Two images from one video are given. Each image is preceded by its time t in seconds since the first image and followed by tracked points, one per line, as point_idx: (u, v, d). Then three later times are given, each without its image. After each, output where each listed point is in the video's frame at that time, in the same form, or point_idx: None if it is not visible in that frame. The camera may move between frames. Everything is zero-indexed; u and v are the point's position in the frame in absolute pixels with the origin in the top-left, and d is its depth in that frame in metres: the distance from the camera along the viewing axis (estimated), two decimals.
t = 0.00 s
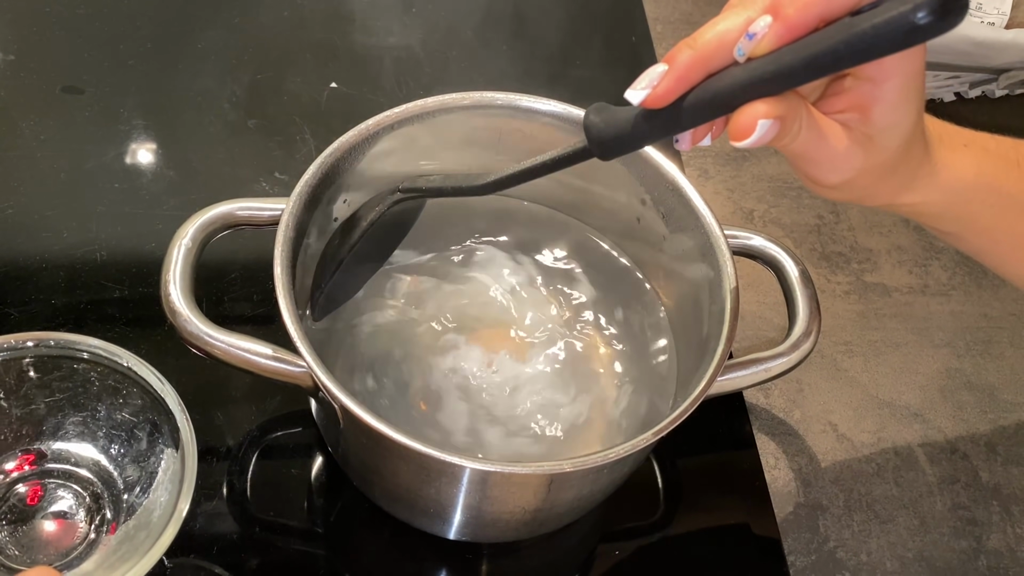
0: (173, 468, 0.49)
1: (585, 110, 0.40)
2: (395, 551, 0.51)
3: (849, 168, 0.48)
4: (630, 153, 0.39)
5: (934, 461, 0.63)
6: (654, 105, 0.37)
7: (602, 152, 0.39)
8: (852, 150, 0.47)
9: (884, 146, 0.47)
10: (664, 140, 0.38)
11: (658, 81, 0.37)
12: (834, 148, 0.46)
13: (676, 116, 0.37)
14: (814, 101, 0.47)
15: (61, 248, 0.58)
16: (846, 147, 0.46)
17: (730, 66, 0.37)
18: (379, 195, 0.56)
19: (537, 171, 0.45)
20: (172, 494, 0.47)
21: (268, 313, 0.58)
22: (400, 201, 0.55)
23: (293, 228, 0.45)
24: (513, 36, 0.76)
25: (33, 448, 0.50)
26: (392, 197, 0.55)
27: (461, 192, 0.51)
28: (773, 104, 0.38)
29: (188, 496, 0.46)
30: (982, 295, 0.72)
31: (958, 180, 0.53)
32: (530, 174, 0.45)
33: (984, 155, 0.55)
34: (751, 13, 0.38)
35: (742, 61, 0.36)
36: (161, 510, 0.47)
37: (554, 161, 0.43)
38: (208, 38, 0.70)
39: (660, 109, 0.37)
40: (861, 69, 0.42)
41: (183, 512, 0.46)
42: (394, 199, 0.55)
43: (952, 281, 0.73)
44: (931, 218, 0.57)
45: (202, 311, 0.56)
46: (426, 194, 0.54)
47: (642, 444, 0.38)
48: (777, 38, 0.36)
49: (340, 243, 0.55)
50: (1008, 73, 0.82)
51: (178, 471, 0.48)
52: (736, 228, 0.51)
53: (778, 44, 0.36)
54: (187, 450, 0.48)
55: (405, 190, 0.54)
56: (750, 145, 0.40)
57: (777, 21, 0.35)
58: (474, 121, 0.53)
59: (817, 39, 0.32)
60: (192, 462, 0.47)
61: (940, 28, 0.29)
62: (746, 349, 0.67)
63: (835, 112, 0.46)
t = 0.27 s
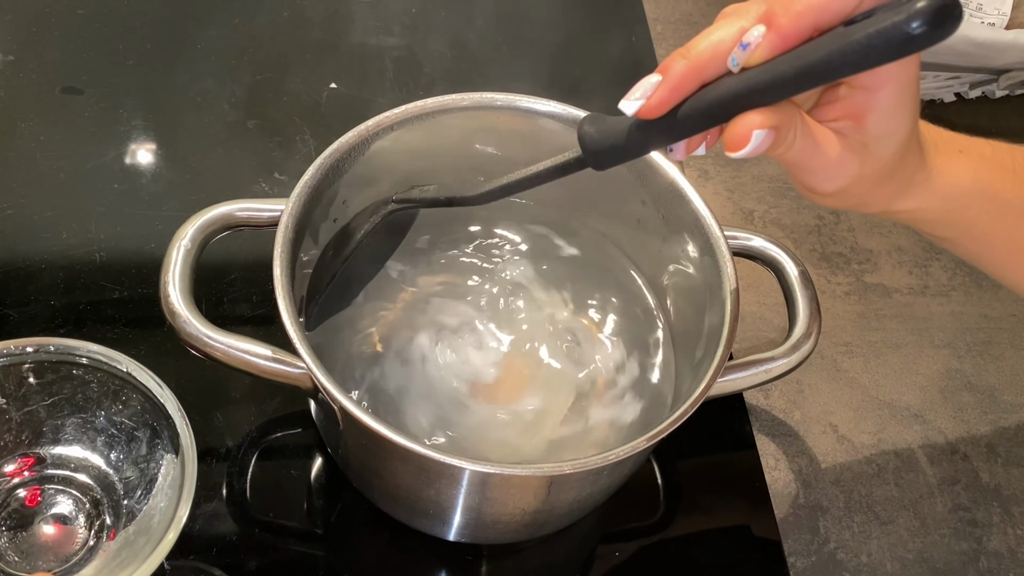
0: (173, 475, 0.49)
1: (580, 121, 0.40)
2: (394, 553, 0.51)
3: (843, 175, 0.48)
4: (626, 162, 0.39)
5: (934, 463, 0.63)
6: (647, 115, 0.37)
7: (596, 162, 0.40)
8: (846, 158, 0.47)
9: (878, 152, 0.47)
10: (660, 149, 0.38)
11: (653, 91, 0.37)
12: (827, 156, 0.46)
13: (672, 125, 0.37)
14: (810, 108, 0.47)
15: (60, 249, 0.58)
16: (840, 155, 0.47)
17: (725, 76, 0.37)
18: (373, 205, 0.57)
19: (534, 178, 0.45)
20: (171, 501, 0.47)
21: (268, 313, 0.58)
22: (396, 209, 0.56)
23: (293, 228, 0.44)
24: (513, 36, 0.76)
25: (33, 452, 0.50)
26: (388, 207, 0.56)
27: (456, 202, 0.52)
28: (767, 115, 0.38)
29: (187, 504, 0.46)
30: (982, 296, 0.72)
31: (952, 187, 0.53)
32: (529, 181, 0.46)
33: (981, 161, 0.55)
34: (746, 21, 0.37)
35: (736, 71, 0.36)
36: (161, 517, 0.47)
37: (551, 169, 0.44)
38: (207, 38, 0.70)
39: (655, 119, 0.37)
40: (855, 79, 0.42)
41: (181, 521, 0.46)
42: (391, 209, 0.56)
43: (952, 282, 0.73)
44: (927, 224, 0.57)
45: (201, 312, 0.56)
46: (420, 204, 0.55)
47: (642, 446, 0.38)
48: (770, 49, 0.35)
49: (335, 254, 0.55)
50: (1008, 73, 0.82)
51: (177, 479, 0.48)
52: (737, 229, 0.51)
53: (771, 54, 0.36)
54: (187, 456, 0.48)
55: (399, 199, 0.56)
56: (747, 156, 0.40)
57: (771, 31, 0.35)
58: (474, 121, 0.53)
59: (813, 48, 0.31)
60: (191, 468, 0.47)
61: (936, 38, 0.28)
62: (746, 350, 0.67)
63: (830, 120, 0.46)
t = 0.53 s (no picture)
0: (172, 475, 0.49)
1: (576, 125, 0.40)
2: (395, 553, 0.51)
3: (840, 178, 0.48)
4: (621, 167, 0.39)
5: (934, 463, 0.63)
6: (644, 119, 0.37)
7: (591, 167, 0.39)
8: (844, 161, 0.47)
9: (876, 155, 0.47)
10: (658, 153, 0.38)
11: (649, 95, 0.37)
12: (825, 160, 0.46)
13: (669, 130, 0.36)
14: (807, 112, 0.47)
15: (60, 248, 0.58)
16: (838, 158, 0.47)
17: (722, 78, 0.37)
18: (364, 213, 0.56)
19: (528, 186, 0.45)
20: (170, 501, 0.47)
21: (268, 313, 0.58)
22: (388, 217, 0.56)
23: (293, 228, 0.44)
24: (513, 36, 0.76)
25: (31, 453, 0.50)
26: (381, 213, 0.56)
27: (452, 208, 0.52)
28: (765, 119, 0.38)
29: (186, 505, 0.46)
30: (982, 296, 0.72)
31: (949, 189, 0.53)
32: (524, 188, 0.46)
33: (979, 163, 0.55)
34: (743, 25, 0.38)
35: (733, 74, 0.36)
36: (160, 516, 0.47)
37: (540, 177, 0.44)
38: (208, 38, 0.70)
39: (651, 123, 0.37)
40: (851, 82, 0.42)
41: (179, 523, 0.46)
42: (383, 215, 0.56)
43: (952, 282, 0.73)
44: (926, 226, 0.57)
45: (201, 312, 0.56)
46: (414, 209, 0.55)
47: (642, 445, 0.38)
48: (767, 51, 0.36)
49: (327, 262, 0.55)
50: (1008, 73, 0.82)
51: (176, 478, 0.48)
52: (736, 229, 0.51)
53: (768, 57, 0.36)
54: (186, 456, 0.48)
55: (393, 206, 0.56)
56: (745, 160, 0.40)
57: (768, 33, 0.36)
58: (474, 121, 0.53)
59: (811, 51, 0.31)
60: (190, 466, 0.48)
61: (934, 41, 0.28)
62: (746, 350, 0.67)
63: (827, 123, 0.46)
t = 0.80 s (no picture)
0: (175, 474, 0.49)
1: (577, 129, 0.40)
2: (395, 551, 0.51)
3: (845, 182, 0.48)
4: (624, 169, 0.39)
5: (934, 462, 0.63)
6: (646, 122, 0.37)
7: (595, 170, 0.39)
8: (847, 164, 0.47)
9: (879, 158, 0.47)
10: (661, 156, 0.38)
11: (651, 98, 0.37)
12: (829, 163, 0.46)
13: (672, 132, 0.37)
14: (809, 114, 0.47)
15: (60, 248, 0.58)
16: (842, 161, 0.47)
17: (725, 81, 0.37)
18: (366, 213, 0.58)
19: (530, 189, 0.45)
20: (173, 501, 0.47)
21: (268, 313, 0.58)
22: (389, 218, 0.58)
23: (293, 227, 0.44)
24: (513, 35, 0.76)
25: (34, 454, 0.50)
26: (381, 216, 0.58)
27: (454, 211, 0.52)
28: (769, 122, 0.38)
29: (188, 504, 0.46)
30: (982, 295, 0.72)
31: (952, 191, 0.53)
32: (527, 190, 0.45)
33: (979, 164, 0.55)
34: (746, 26, 0.37)
35: (736, 76, 0.36)
36: (162, 516, 0.47)
37: (544, 178, 0.44)
38: (208, 38, 0.70)
39: (654, 125, 0.37)
40: (857, 84, 0.43)
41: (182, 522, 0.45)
42: (383, 217, 0.58)
43: (952, 281, 0.73)
44: (927, 228, 0.57)
45: (202, 311, 0.56)
46: (413, 211, 0.56)
47: (642, 444, 0.38)
48: (771, 54, 0.35)
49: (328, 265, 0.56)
50: (1009, 73, 0.81)
51: (179, 478, 0.48)
52: (737, 228, 0.51)
53: (772, 60, 0.35)
54: (188, 457, 0.48)
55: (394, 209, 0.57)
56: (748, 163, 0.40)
57: (771, 35, 0.35)
58: (474, 120, 0.53)
59: (816, 55, 0.31)
60: (193, 467, 0.48)
61: (940, 44, 0.28)
62: (746, 349, 0.67)
63: (831, 125, 0.46)
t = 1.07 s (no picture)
0: (175, 476, 0.49)
1: (584, 133, 0.40)
2: (395, 551, 0.51)
3: (851, 186, 0.48)
4: (631, 174, 0.39)
5: (934, 462, 0.63)
6: (654, 126, 0.37)
7: (601, 175, 0.39)
8: (854, 169, 0.47)
9: (885, 161, 0.47)
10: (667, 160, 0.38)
11: (658, 103, 0.36)
12: (835, 167, 0.46)
13: (679, 138, 0.36)
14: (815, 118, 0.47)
15: (60, 248, 0.58)
16: (849, 165, 0.47)
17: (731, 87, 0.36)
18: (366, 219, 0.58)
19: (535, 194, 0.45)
20: (174, 502, 0.47)
21: (268, 313, 0.58)
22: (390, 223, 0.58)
23: (293, 227, 0.44)
24: (513, 36, 0.76)
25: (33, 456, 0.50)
26: (381, 220, 0.58)
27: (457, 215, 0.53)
28: (777, 128, 0.38)
29: (189, 507, 0.46)
30: (982, 295, 0.72)
31: (957, 195, 0.53)
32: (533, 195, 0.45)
33: (985, 168, 0.55)
34: (751, 32, 0.37)
35: (744, 82, 0.36)
36: (163, 517, 0.47)
37: (550, 183, 0.44)
38: (208, 38, 0.70)
39: (661, 131, 0.37)
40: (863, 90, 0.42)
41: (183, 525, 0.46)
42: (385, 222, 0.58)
43: (952, 282, 0.73)
44: (931, 231, 0.57)
45: (202, 311, 0.56)
46: (412, 218, 0.56)
47: (642, 443, 0.38)
48: (779, 59, 0.36)
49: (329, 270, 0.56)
50: (1008, 73, 0.82)
51: (179, 480, 0.48)
52: (737, 228, 0.51)
53: (779, 65, 0.36)
54: (188, 459, 0.48)
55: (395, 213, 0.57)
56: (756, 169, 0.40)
57: (779, 40, 0.36)
58: (474, 121, 0.53)
59: (823, 60, 0.31)
60: (194, 469, 0.48)
61: (950, 49, 0.28)
62: (746, 349, 0.67)
63: (836, 130, 0.46)
